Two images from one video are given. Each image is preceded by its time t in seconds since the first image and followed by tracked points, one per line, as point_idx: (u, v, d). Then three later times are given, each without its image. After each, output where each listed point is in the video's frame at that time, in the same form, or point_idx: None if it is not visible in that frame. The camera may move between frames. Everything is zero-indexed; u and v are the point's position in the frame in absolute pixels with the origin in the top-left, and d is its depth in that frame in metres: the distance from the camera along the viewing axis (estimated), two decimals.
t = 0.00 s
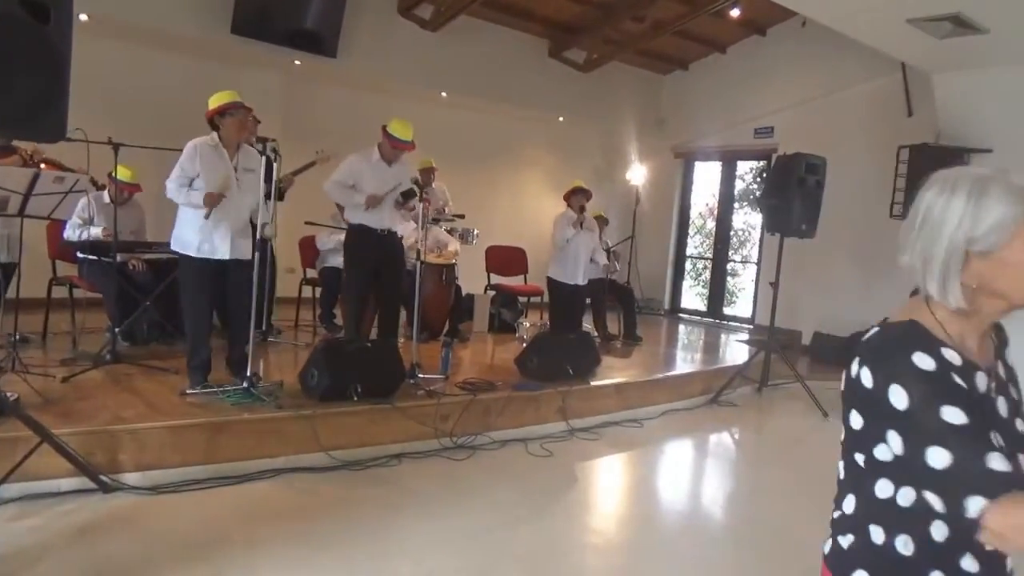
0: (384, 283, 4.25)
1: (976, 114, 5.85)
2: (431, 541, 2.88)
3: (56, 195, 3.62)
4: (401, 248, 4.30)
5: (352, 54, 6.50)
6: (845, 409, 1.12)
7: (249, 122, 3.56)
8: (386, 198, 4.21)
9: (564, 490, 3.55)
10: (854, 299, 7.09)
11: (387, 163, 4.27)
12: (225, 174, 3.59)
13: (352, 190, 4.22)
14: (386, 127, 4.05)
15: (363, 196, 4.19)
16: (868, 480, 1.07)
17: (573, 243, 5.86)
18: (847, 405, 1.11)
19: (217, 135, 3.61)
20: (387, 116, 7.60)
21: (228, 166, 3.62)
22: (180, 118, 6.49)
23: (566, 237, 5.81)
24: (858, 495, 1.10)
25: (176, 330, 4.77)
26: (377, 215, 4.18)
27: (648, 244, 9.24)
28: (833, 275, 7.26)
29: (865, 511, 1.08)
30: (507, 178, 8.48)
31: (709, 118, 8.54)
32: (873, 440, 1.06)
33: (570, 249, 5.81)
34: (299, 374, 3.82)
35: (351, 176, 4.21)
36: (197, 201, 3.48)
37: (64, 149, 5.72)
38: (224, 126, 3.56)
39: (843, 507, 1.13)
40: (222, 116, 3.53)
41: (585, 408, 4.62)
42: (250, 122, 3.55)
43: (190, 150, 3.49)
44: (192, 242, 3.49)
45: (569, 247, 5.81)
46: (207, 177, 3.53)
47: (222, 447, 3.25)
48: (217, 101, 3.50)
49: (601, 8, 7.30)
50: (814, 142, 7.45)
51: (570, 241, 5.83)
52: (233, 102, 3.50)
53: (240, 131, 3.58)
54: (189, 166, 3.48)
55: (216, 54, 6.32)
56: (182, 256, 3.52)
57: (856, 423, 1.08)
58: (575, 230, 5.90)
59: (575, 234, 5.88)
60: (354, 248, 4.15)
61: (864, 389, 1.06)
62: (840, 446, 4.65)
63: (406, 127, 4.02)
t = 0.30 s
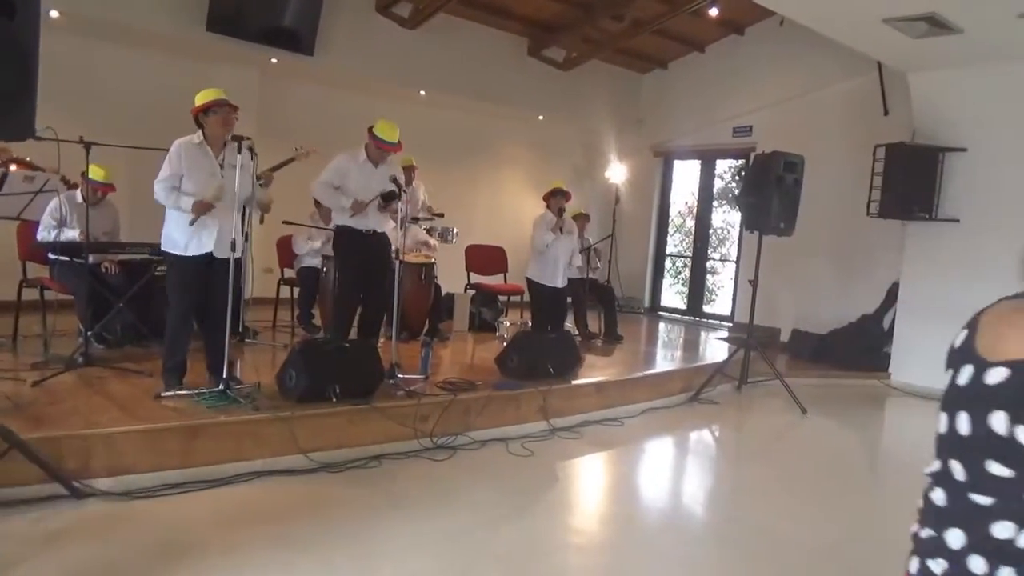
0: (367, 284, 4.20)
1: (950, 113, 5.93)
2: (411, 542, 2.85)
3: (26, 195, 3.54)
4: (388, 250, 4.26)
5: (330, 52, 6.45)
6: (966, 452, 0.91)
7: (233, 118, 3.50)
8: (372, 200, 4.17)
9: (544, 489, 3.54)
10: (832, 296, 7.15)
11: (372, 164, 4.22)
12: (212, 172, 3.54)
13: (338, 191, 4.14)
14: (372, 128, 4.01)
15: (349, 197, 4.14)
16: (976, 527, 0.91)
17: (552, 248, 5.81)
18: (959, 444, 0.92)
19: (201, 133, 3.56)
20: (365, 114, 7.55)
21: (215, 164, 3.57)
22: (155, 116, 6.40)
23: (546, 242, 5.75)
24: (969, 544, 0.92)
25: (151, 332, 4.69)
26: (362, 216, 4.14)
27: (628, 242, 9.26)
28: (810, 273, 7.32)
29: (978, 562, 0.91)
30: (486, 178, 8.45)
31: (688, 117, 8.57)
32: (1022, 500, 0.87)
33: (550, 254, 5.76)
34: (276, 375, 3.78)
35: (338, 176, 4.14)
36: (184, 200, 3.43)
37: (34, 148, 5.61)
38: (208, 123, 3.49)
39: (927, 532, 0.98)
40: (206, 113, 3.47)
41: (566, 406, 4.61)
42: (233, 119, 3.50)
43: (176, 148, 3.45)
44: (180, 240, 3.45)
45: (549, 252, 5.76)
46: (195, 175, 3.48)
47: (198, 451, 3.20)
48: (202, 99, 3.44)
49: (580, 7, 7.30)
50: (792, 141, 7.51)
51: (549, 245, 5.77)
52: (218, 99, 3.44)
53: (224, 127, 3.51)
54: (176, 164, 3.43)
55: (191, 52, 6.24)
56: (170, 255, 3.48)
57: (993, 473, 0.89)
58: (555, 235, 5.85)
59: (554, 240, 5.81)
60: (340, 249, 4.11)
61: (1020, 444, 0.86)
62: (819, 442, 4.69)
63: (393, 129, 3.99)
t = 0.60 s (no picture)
0: (342, 282, 4.16)
1: (919, 106, 6.03)
2: (391, 542, 2.83)
3: None
4: (362, 247, 4.22)
5: (301, 49, 6.37)
6: None
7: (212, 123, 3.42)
8: (346, 197, 4.12)
9: (524, 485, 3.54)
10: (805, 288, 7.23)
11: (347, 161, 4.16)
12: (192, 178, 3.48)
13: (311, 189, 4.10)
14: (346, 125, 3.96)
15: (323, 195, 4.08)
16: None
17: (533, 240, 5.77)
18: None
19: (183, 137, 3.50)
20: (338, 111, 7.48)
21: (196, 170, 3.50)
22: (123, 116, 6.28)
23: (526, 234, 5.71)
24: None
25: (122, 335, 4.61)
26: (337, 214, 4.10)
27: (604, 237, 9.29)
28: (784, 266, 7.40)
29: None
30: (461, 174, 8.42)
31: (662, 112, 8.61)
32: None
33: (531, 245, 5.74)
34: (251, 376, 3.72)
35: (311, 174, 4.09)
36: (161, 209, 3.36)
37: None
38: (187, 128, 3.44)
39: None
40: (185, 118, 3.41)
41: (544, 402, 4.61)
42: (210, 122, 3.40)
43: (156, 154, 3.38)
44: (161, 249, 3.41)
45: (529, 245, 5.73)
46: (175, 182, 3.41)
47: (173, 454, 3.14)
48: (182, 103, 3.39)
49: (552, 3, 7.29)
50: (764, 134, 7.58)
51: (530, 238, 5.74)
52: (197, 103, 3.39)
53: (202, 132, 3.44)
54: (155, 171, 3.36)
55: (159, 50, 6.13)
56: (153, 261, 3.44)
57: None
58: (535, 225, 5.79)
59: (534, 231, 5.77)
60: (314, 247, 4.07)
61: None
62: (796, 433, 4.74)
63: (368, 126, 3.94)
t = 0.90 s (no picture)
0: (294, 278, 4.09)
1: (869, 98, 6.16)
2: (352, 540, 2.80)
3: None
4: (313, 241, 4.16)
5: (252, 41, 6.24)
6: None
7: (163, 113, 3.31)
8: (295, 190, 4.04)
9: (486, 479, 3.53)
10: (760, 278, 7.35)
11: (295, 152, 4.09)
12: (142, 170, 3.38)
13: (259, 181, 4.01)
14: (291, 114, 3.88)
15: (271, 187, 4.00)
16: None
17: (501, 238, 5.77)
18: None
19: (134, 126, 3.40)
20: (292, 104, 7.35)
21: (147, 161, 3.40)
22: (66, 110, 6.08)
23: (494, 232, 5.69)
24: None
25: (68, 335, 4.47)
26: (286, 207, 4.01)
27: (563, 230, 9.31)
28: (739, 256, 7.51)
29: None
30: (420, 168, 8.35)
31: (618, 104, 8.65)
32: None
33: (499, 242, 5.72)
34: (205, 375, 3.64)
35: (259, 167, 4.00)
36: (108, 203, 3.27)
37: None
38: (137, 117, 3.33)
39: None
40: (134, 106, 3.30)
41: (505, 395, 4.60)
42: (160, 113, 3.28)
43: (104, 144, 3.29)
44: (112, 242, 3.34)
45: (498, 241, 5.71)
46: (124, 174, 3.32)
47: (123, 457, 3.06)
48: (131, 91, 3.28)
49: None
50: (719, 126, 7.67)
51: (497, 235, 5.72)
52: (147, 92, 3.27)
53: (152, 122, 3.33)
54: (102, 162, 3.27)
55: (103, 41, 5.94)
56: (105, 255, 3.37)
57: None
58: (503, 223, 5.77)
59: (502, 229, 5.76)
60: (263, 242, 4.00)
61: None
62: (753, 420, 4.82)
63: (312, 111, 3.86)
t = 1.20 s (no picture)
0: (260, 274, 4.03)
1: (836, 94, 6.24)
2: (321, 539, 2.76)
3: None
4: (278, 236, 4.10)
5: (218, 33, 6.13)
6: None
7: (124, 109, 3.25)
8: (258, 183, 3.97)
9: (457, 475, 3.51)
10: (730, 272, 7.41)
11: (256, 145, 4.01)
12: (102, 168, 3.29)
13: (220, 174, 3.91)
14: (251, 104, 3.81)
15: (233, 180, 3.92)
16: None
17: (474, 230, 5.74)
18: None
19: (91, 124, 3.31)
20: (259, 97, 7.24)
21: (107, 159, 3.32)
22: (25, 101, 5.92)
23: (468, 222, 5.68)
24: None
25: (28, 333, 4.35)
26: (249, 200, 3.95)
27: (535, 224, 9.30)
28: (710, 251, 7.57)
29: None
30: (391, 162, 8.27)
31: (590, 99, 8.66)
32: None
33: (471, 234, 5.71)
34: (169, 373, 3.57)
35: (220, 159, 3.90)
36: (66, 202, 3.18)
37: None
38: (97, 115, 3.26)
39: None
40: (93, 103, 3.23)
41: (477, 391, 4.59)
42: (119, 109, 3.22)
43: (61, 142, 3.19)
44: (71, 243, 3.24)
45: (470, 233, 5.70)
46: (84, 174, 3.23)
47: (85, 457, 2.98)
48: (90, 87, 3.21)
49: None
50: (690, 121, 7.71)
51: (471, 227, 5.70)
52: (107, 88, 3.21)
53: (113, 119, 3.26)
54: (60, 161, 3.18)
55: (63, 31, 5.79)
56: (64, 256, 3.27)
57: None
58: (478, 215, 5.75)
59: (476, 220, 5.73)
60: (228, 237, 3.93)
61: None
62: (724, 413, 4.86)
63: (272, 101, 3.81)
